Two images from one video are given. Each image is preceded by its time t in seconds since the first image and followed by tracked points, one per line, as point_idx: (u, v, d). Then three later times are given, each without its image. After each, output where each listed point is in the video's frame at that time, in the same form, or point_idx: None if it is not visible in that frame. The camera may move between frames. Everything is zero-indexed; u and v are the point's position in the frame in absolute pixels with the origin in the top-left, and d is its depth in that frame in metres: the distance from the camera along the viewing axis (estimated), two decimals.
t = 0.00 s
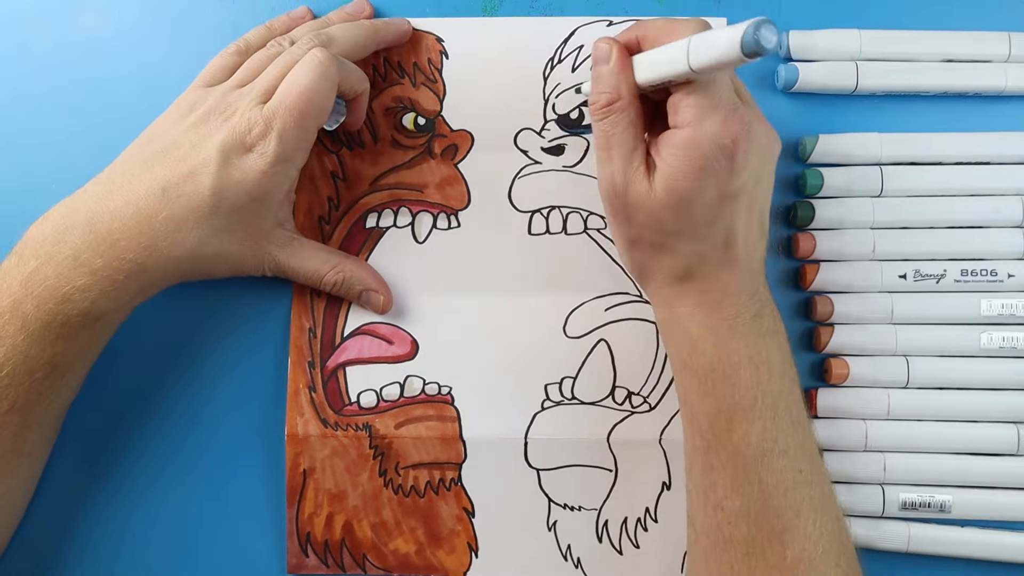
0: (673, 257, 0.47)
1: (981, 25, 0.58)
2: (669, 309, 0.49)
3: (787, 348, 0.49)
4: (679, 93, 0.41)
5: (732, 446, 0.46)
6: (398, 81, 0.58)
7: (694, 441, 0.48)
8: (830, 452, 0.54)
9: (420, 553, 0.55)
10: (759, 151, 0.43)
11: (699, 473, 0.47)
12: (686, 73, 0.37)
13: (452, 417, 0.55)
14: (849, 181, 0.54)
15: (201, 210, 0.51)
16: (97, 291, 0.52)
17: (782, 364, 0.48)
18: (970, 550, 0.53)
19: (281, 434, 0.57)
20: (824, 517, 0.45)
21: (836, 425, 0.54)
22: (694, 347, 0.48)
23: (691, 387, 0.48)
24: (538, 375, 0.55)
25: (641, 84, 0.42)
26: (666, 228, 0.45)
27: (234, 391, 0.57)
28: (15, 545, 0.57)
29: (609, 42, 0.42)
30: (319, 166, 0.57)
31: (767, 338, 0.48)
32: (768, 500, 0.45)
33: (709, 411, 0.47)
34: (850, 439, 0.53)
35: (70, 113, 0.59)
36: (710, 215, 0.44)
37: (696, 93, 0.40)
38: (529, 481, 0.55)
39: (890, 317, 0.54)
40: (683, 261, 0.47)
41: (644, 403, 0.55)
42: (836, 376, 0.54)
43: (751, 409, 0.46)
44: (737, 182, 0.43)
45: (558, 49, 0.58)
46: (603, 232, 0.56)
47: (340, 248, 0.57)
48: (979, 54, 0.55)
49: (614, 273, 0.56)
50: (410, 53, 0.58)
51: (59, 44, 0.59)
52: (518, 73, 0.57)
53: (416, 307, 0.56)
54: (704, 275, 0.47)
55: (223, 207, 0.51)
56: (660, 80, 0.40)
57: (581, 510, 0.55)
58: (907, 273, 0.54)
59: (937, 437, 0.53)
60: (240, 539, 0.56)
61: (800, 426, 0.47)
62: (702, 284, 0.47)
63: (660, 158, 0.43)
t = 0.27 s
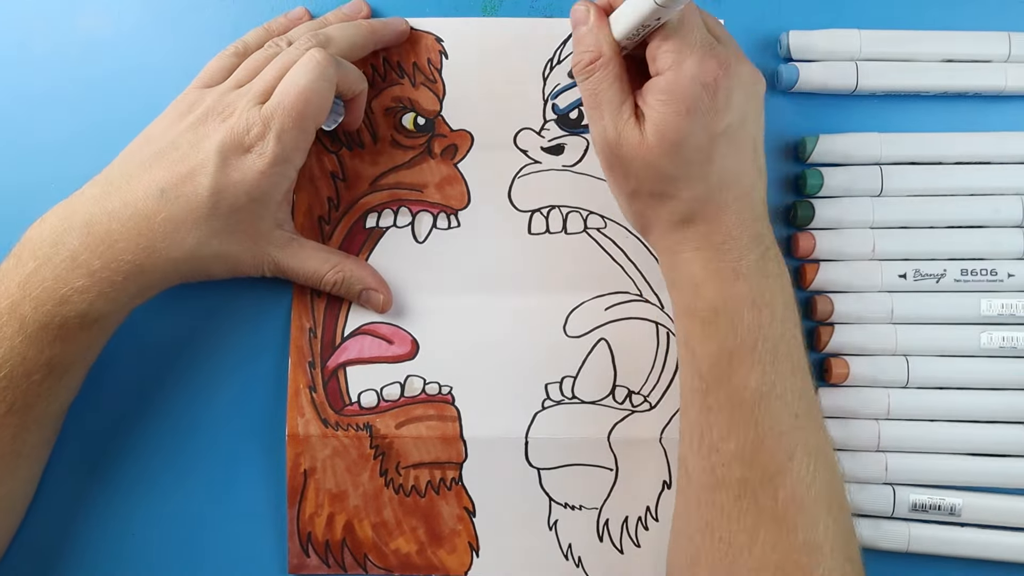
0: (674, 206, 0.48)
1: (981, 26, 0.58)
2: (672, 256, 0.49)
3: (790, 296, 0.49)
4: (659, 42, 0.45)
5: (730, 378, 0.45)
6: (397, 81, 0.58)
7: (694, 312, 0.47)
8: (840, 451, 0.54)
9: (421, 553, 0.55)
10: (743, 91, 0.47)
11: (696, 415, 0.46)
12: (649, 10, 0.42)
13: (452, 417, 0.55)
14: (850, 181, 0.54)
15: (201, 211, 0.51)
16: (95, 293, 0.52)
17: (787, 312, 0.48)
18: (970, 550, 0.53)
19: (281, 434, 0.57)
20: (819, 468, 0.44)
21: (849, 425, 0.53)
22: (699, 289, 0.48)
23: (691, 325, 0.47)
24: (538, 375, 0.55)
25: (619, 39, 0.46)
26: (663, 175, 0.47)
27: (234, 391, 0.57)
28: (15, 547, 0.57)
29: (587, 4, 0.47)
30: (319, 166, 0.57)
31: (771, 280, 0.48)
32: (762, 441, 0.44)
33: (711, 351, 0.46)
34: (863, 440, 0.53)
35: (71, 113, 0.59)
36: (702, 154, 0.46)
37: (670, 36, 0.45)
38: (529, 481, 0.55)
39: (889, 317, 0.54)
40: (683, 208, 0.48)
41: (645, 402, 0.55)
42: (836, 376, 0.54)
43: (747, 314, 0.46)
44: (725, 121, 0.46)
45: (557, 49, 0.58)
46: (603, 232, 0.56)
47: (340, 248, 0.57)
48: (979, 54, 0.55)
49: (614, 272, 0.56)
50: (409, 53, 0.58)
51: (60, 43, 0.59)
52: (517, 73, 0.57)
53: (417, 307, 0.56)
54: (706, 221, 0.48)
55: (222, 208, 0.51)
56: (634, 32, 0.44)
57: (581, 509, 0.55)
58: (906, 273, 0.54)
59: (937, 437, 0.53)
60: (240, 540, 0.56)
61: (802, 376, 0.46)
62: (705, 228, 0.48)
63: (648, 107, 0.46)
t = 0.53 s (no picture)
0: (715, 254, 0.48)
1: (981, 25, 0.58)
2: (708, 307, 0.49)
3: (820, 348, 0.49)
4: (734, 88, 0.45)
5: (764, 438, 0.46)
6: (397, 81, 0.58)
7: (727, 374, 0.48)
8: (861, 456, 0.54)
9: (421, 553, 0.55)
10: (806, 152, 0.46)
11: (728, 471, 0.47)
12: (746, 67, 0.41)
13: (452, 417, 0.55)
14: (851, 181, 0.54)
15: (201, 211, 0.51)
16: (95, 293, 0.52)
17: (819, 371, 0.48)
18: (969, 550, 0.54)
19: (281, 434, 0.57)
20: (847, 525, 0.45)
21: (871, 429, 0.53)
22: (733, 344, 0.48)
23: (724, 382, 0.48)
24: (538, 375, 0.55)
25: (699, 77, 0.45)
26: (712, 221, 0.47)
27: (234, 392, 0.57)
28: (14, 546, 0.57)
29: (667, 38, 0.46)
30: (319, 166, 0.57)
31: (805, 340, 0.48)
32: (794, 502, 0.45)
33: (744, 410, 0.47)
34: (885, 445, 0.53)
35: (71, 112, 0.59)
36: (754, 209, 0.46)
37: (748, 87, 0.44)
38: (530, 481, 0.55)
39: (889, 320, 0.54)
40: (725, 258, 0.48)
41: (645, 402, 0.55)
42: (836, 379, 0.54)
43: (781, 376, 0.47)
44: (783, 179, 0.46)
45: (557, 50, 0.58)
46: (603, 232, 0.56)
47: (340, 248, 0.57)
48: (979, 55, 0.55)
49: (614, 272, 0.56)
50: (409, 53, 0.58)
51: (59, 43, 0.59)
52: (517, 73, 0.57)
53: (417, 308, 0.56)
54: (745, 274, 0.48)
55: (222, 208, 0.51)
56: (717, 74, 0.44)
57: (581, 509, 0.55)
58: (907, 275, 0.54)
59: (937, 438, 0.53)
60: (240, 540, 0.56)
61: (831, 431, 0.47)
62: (742, 283, 0.48)
63: (708, 152, 0.46)
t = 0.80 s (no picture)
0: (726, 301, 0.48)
1: (981, 24, 0.58)
2: (714, 363, 0.49)
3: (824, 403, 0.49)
4: (761, 142, 0.45)
5: (769, 495, 0.46)
6: (397, 81, 0.58)
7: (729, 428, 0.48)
8: (862, 455, 0.54)
9: (421, 553, 0.55)
10: (828, 212, 0.46)
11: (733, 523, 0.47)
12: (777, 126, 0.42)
13: (453, 417, 0.55)
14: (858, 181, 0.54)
15: (201, 211, 0.51)
16: (95, 293, 0.52)
17: (823, 427, 0.48)
18: (968, 550, 0.54)
19: (282, 434, 0.57)
20: None
21: (872, 429, 0.54)
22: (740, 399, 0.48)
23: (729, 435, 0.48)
24: (539, 375, 0.55)
25: (721, 125, 0.46)
26: (722, 270, 0.47)
27: (234, 392, 0.57)
28: (15, 546, 0.57)
29: (694, 84, 0.47)
30: (319, 166, 0.57)
31: (811, 397, 0.48)
32: (798, 557, 0.45)
33: (749, 464, 0.47)
34: (886, 445, 0.54)
35: (71, 113, 0.59)
36: (763, 260, 0.46)
37: (777, 142, 0.45)
38: (530, 481, 0.55)
39: (890, 322, 0.54)
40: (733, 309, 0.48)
41: (645, 401, 0.55)
42: (836, 381, 0.54)
43: (786, 432, 0.47)
44: (804, 235, 0.46)
45: (557, 49, 0.58)
46: (603, 231, 0.56)
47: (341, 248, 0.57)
48: (979, 54, 0.55)
49: (614, 272, 0.56)
50: (409, 53, 0.58)
51: (60, 43, 0.59)
52: (517, 73, 0.57)
53: (417, 308, 0.56)
54: (755, 326, 0.48)
55: (222, 208, 0.51)
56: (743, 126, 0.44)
57: (581, 509, 0.55)
58: (914, 275, 0.54)
59: (937, 438, 0.53)
60: (240, 540, 0.56)
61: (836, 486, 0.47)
62: (747, 338, 0.48)
63: (729, 201, 0.46)
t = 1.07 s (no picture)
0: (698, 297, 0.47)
1: (980, 23, 0.58)
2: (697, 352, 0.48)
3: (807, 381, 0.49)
4: (688, 137, 0.43)
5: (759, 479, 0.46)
6: (397, 81, 0.58)
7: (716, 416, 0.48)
8: (862, 455, 0.54)
9: (421, 553, 0.55)
10: (773, 190, 0.45)
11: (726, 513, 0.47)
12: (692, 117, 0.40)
13: (453, 416, 0.55)
14: (856, 180, 0.55)
15: (201, 212, 0.51)
16: (95, 292, 0.52)
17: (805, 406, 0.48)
18: (968, 550, 0.54)
19: (281, 434, 0.57)
20: (851, 558, 0.45)
21: (873, 429, 0.54)
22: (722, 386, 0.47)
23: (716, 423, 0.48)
24: (538, 375, 0.55)
25: (648, 128, 0.43)
26: (686, 266, 0.45)
27: (234, 392, 0.57)
28: (15, 547, 0.57)
29: (614, 90, 0.45)
30: (319, 166, 0.57)
31: (792, 375, 0.48)
32: (792, 538, 0.45)
33: (736, 446, 0.47)
34: (885, 446, 0.53)
35: (71, 113, 0.59)
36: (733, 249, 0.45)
37: (705, 132, 0.43)
38: (530, 481, 0.55)
39: (890, 322, 0.54)
40: (708, 301, 0.46)
41: (645, 402, 0.55)
42: (836, 381, 0.54)
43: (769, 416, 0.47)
44: (754, 218, 0.45)
45: (557, 49, 0.58)
46: (603, 231, 0.56)
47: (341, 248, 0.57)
48: (979, 54, 0.55)
49: (615, 272, 0.56)
50: (409, 53, 0.58)
51: (60, 43, 0.59)
52: (517, 73, 0.57)
53: (417, 308, 0.56)
54: (730, 314, 0.47)
55: (222, 208, 0.51)
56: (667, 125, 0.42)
57: (581, 509, 0.55)
58: (914, 275, 0.54)
59: (937, 438, 0.53)
60: (241, 540, 0.56)
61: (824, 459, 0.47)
62: (726, 324, 0.47)
63: (673, 197, 0.44)
